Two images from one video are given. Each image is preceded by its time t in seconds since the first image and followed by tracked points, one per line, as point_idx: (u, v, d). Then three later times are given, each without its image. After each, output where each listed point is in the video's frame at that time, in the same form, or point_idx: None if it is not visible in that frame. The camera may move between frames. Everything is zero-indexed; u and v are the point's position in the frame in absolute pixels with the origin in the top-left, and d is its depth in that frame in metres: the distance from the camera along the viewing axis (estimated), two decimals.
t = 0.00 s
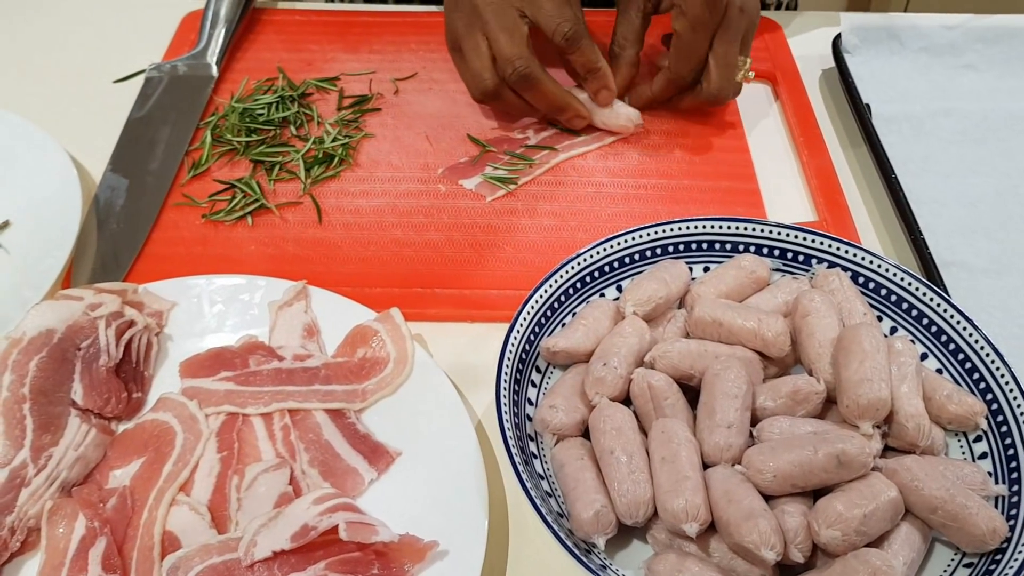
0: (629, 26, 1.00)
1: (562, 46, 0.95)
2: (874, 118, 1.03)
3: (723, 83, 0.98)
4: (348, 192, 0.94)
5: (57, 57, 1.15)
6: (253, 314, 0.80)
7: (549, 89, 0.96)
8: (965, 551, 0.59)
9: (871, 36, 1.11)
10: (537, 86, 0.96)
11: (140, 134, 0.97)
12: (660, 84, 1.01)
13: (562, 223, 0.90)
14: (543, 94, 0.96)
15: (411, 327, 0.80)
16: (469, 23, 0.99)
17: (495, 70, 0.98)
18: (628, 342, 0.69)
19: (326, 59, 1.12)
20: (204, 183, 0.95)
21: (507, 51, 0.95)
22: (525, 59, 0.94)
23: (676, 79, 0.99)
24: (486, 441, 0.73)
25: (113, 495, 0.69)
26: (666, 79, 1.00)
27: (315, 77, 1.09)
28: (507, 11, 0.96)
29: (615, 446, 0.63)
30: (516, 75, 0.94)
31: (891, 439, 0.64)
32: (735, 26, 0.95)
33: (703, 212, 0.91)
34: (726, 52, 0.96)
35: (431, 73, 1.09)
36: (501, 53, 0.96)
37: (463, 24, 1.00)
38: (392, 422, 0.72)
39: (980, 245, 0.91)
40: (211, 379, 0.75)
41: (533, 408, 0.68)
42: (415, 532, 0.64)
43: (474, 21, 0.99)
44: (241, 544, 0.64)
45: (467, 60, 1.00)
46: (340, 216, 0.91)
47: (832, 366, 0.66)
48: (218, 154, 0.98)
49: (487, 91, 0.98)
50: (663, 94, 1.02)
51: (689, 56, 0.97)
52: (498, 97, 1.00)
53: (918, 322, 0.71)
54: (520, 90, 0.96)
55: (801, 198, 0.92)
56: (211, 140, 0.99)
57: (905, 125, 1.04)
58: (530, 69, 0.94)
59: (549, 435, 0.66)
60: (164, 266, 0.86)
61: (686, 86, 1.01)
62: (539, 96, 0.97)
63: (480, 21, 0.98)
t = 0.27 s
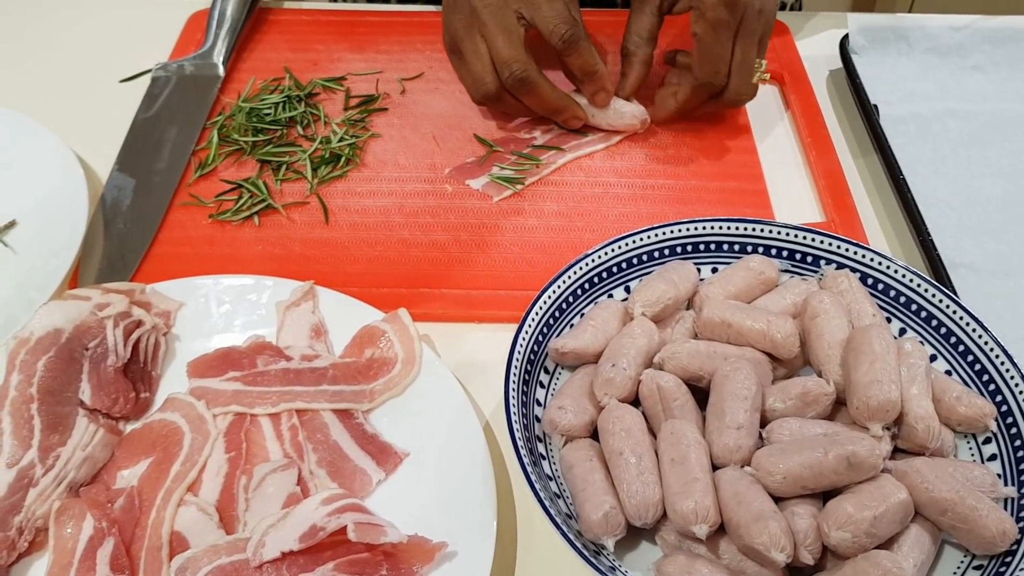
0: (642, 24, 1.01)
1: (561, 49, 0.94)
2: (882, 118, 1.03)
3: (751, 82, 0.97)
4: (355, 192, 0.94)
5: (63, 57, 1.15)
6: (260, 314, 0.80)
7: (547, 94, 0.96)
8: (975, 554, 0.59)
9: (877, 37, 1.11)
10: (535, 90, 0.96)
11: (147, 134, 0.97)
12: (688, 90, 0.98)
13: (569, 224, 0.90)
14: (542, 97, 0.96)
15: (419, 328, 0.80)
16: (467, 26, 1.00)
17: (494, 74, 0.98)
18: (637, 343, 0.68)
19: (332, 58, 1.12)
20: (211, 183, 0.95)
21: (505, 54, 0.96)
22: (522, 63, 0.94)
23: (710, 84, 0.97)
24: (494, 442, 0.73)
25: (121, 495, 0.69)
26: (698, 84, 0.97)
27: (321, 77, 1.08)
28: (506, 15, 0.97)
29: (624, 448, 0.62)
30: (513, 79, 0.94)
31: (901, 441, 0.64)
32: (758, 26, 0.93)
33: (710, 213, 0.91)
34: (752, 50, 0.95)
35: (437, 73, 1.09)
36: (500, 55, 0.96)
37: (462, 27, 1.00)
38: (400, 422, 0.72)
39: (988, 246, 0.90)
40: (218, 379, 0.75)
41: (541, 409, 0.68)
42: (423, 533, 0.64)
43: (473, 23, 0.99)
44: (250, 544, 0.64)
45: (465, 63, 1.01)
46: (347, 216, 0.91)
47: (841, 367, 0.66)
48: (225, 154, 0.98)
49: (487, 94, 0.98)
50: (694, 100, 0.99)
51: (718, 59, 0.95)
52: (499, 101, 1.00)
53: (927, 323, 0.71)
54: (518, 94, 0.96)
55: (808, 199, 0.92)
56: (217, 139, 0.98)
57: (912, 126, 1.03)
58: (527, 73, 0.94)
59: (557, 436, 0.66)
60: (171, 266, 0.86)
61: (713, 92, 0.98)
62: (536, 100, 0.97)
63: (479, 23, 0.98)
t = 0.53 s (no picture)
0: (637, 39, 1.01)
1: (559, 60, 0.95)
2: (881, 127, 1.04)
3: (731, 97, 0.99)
4: (359, 201, 0.94)
5: (68, 67, 1.15)
6: (263, 323, 0.80)
7: (545, 101, 0.97)
8: (977, 561, 0.59)
9: (877, 46, 1.11)
10: (531, 95, 0.96)
11: (151, 143, 0.98)
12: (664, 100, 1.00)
13: (571, 232, 0.91)
14: (537, 103, 0.97)
15: (422, 336, 0.80)
16: (468, 33, 1.00)
17: (492, 78, 0.98)
18: (639, 351, 0.69)
19: (335, 68, 1.13)
20: (215, 192, 0.95)
21: (501, 59, 0.96)
22: (517, 67, 0.95)
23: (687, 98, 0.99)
24: (497, 451, 0.73)
25: (125, 504, 0.69)
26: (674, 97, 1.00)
27: (324, 87, 1.09)
28: (505, 22, 0.97)
29: (627, 456, 0.63)
30: (509, 82, 0.95)
31: (903, 449, 0.64)
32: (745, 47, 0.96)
33: (712, 221, 0.91)
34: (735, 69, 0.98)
35: (440, 82, 1.10)
36: (496, 60, 0.96)
37: (464, 35, 1.01)
38: (404, 431, 0.72)
39: (988, 255, 0.91)
40: (222, 387, 0.75)
41: (544, 417, 0.68)
42: (427, 542, 0.64)
43: (474, 30, 1.00)
44: (253, 553, 0.64)
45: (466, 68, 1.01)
46: (350, 225, 0.91)
47: (842, 376, 0.66)
48: (229, 163, 0.99)
49: (483, 99, 0.99)
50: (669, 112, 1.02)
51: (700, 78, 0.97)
52: (497, 107, 1.01)
53: (928, 332, 0.71)
54: (514, 98, 0.97)
55: (809, 208, 0.92)
56: (221, 149, 0.99)
57: (912, 136, 1.04)
58: (523, 78, 0.94)
59: (560, 445, 0.66)
60: (175, 275, 0.86)
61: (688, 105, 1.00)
62: (532, 105, 0.97)
63: (479, 29, 0.99)
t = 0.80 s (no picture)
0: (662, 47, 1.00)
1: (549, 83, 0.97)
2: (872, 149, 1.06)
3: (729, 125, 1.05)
4: (358, 223, 0.96)
5: (73, 90, 1.18)
6: (262, 344, 0.81)
7: (545, 119, 0.99)
8: None
9: (868, 69, 1.14)
10: (532, 116, 0.99)
11: (154, 166, 1.00)
12: (687, 120, 1.02)
13: (567, 253, 0.92)
14: (537, 124, 0.99)
15: (420, 357, 0.82)
16: (467, 57, 1.04)
17: (494, 102, 1.02)
18: (633, 371, 0.70)
19: (335, 91, 1.15)
20: (217, 215, 0.97)
21: (501, 83, 0.99)
22: (519, 91, 0.98)
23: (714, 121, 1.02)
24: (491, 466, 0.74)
25: (127, 524, 0.70)
26: (698, 118, 1.02)
27: (325, 110, 1.11)
28: (499, 45, 1.00)
29: (620, 476, 0.64)
30: (512, 105, 0.98)
31: (890, 468, 0.66)
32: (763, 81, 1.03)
33: (705, 242, 0.93)
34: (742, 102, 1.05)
35: (438, 105, 1.12)
36: (496, 84, 1.00)
37: (462, 59, 1.04)
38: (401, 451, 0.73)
39: (977, 275, 0.92)
40: (226, 409, 0.77)
41: (539, 437, 0.69)
42: (423, 562, 0.65)
43: (472, 55, 1.03)
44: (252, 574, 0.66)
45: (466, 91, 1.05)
46: (350, 246, 0.93)
47: (831, 396, 0.67)
48: (232, 185, 1.00)
49: (487, 121, 1.03)
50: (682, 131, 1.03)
51: (733, 102, 1.01)
52: (499, 128, 1.04)
53: (916, 351, 0.72)
54: (516, 120, 1.00)
55: (801, 229, 0.94)
56: (224, 171, 1.01)
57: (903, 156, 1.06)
58: (524, 100, 0.97)
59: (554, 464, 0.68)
60: (177, 296, 0.88)
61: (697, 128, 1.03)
62: (532, 126, 1.00)
63: (477, 54, 1.02)
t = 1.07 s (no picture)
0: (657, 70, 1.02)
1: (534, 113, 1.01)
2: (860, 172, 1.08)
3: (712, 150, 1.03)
4: (357, 244, 0.98)
5: (78, 112, 1.20)
6: (263, 364, 0.82)
7: (532, 146, 1.03)
8: None
9: (857, 92, 1.16)
10: (521, 143, 1.02)
11: (157, 188, 1.02)
12: (654, 133, 1.00)
13: (562, 274, 0.94)
14: (526, 150, 1.03)
15: (417, 376, 0.83)
16: (461, 83, 1.08)
17: (485, 128, 1.05)
18: (626, 390, 0.71)
19: (335, 115, 1.17)
20: (218, 236, 0.99)
21: (492, 110, 1.03)
22: (508, 117, 1.02)
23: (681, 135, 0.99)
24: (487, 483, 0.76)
25: (129, 541, 0.71)
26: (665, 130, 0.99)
27: (325, 133, 1.14)
28: (490, 74, 1.05)
29: (613, 494, 0.66)
30: (502, 132, 1.02)
31: (877, 486, 0.68)
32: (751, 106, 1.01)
33: (696, 263, 0.95)
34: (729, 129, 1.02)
35: (436, 128, 1.14)
36: (487, 110, 1.03)
37: (457, 87, 1.09)
38: (398, 469, 0.74)
39: (963, 295, 0.94)
40: (228, 426, 0.78)
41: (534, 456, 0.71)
42: None
43: (465, 82, 1.08)
44: None
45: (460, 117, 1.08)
46: (348, 267, 0.95)
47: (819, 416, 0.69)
48: (232, 208, 1.02)
49: (477, 146, 1.06)
50: (650, 146, 1.01)
51: (707, 117, 0.99)
52: (489, 154, 1.07)
53: (902, 371, 0.74)
54: (505, 147, 1.04)
55: (791, 250, 0.96)
56: (225, 194, 1.03)
57: (890, 179, 1.08)
58: (513, 127, 1.01)
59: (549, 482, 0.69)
60: (178, 316, 0.90)
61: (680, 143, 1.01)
62: (523, 152, 1.04)
63: (470, 82, 1.07)
